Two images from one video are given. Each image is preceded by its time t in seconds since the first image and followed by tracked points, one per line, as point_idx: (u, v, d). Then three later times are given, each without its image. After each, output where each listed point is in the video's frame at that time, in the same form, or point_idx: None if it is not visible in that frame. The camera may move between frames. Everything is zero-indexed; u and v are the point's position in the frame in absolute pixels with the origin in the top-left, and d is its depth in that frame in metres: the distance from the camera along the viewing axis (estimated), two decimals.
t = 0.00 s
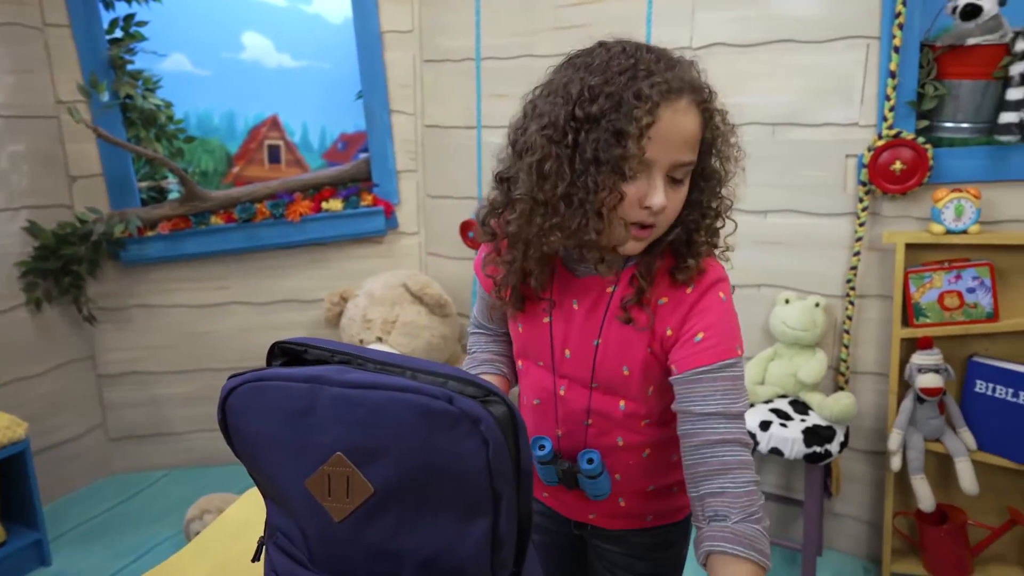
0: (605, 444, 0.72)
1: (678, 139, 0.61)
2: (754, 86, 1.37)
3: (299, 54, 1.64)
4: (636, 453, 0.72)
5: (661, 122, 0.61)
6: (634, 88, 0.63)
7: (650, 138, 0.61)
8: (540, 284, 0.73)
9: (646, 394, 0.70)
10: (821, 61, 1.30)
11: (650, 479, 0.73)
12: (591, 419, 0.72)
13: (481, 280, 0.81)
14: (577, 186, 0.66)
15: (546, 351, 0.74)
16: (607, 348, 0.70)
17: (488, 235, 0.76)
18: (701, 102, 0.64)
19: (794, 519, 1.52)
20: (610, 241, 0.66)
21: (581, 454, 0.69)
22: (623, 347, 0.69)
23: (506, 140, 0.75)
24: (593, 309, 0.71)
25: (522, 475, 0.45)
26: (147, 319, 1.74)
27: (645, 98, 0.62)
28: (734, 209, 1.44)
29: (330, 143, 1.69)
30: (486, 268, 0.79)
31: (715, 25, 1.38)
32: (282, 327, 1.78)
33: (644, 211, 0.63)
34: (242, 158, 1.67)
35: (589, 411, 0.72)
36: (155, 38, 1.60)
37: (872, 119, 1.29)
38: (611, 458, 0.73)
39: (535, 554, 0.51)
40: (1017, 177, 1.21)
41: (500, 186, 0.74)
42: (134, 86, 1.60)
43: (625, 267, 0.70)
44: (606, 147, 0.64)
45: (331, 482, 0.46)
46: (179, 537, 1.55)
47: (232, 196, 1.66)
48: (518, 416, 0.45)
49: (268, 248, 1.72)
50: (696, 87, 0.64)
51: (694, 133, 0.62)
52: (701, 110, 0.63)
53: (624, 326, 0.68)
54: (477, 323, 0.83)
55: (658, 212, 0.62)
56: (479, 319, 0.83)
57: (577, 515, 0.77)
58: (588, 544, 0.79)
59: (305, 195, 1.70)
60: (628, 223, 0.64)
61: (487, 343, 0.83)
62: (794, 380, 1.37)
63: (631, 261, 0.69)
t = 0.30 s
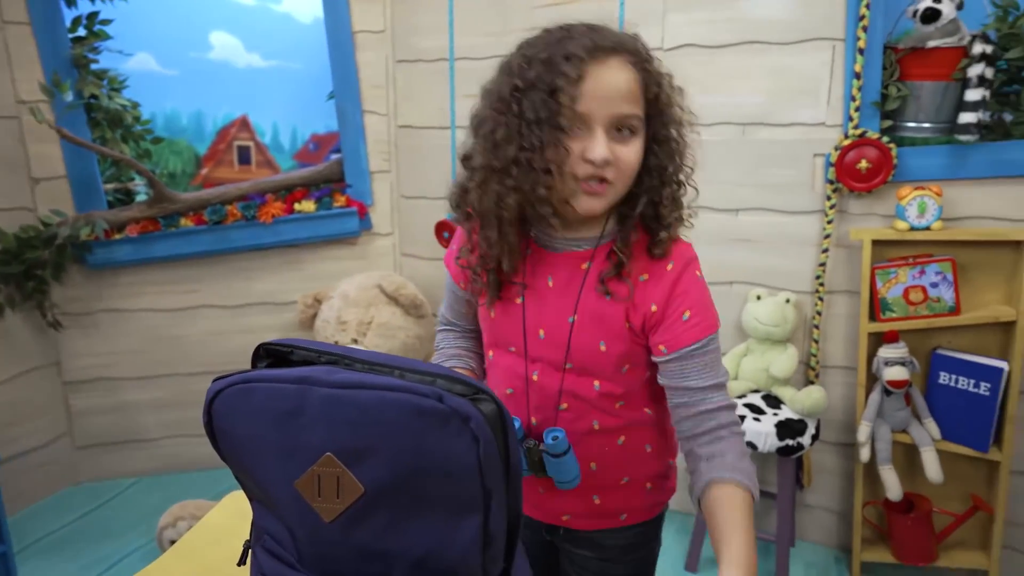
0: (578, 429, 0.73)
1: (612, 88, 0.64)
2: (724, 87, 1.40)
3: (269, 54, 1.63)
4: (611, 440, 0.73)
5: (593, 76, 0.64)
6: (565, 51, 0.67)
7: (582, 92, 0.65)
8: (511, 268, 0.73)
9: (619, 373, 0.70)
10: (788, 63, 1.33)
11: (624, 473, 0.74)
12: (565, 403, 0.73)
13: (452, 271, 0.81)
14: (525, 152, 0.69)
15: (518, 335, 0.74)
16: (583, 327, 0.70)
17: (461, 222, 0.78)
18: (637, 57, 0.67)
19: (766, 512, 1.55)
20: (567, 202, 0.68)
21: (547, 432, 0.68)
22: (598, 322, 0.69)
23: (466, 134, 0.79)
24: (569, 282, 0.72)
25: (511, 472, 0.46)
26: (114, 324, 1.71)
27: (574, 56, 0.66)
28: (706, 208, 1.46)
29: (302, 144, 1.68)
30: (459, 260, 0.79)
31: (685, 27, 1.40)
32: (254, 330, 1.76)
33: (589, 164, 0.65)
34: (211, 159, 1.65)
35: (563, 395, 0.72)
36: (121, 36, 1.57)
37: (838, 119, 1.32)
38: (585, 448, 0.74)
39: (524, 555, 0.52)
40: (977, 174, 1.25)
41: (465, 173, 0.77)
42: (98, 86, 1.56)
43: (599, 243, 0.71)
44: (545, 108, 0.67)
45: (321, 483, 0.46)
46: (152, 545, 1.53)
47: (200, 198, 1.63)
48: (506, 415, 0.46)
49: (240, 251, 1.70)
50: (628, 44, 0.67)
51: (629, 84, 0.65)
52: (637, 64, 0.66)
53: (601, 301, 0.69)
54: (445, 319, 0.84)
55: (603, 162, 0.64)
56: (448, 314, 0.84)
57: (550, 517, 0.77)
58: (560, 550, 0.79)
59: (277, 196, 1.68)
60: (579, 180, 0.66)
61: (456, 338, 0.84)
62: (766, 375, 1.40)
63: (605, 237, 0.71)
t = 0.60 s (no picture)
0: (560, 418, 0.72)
1: (537, 63, 0.71)
2: (696, 87, 1.42)
3: (239, 55, 1.60)
4: (588, 432, 0.73)
5: (520, 56, 0.71)
6: (494, 40, 0.74)
7: (508, 70, 0.71)
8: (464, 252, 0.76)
9: (598, 353, 0.72)
10: (760, 64, 1.36)
11: (598, 467, 0.74)
12: (546, 390, 0.72)
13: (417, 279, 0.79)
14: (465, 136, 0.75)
15: (495, 321, 0.73)
16: (563, 303, 0.72)
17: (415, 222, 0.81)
18: (565, 37, 0.73)
19: (743, 507, 1.57)
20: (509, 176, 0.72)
21: (538, 413, 0.68)
22: (578, 295, 0.71)
23: (417, 141, 0.85)
24: (548, 260, 0.73)
25: (504, 469, 0.47)
26: (83, 329, 1.67)
27: (501, 41, 0.73)
28: (681, 208, 1.48)
29: (274, 145, 1.66)
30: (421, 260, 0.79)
31: (659, 28, 1.42)
32: (228, 334, 1.74)
33: (524, 133, 0.70)
34: (181, 161, 1.62)
35: (546, 380, 0.72)
36: (86, 35, 1.53)
37: (809, 120, 1.35)
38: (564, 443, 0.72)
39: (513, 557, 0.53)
40: (941, 173, 1.29)
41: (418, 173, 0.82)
42: (63, 86, 1.52)
43: (573, 222, 0.74)
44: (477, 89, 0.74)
45: (313, 487, 0.46)
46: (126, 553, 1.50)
47: (170, 201, 1.60)
48: (497, 413, 0.47)
49: (212, 253, 1.67)
50: (554, 28, 0.74)
51: (556, 58, 0.71)
52: (566, 42, 0.73)
53: (584, 275, 0.72)
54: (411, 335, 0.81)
55: (537, 129, 0.69)
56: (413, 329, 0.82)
57: (523, 522, 0.75)
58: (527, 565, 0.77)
59: (250, 198, 1.66)
60: (519, 152, 0.71)
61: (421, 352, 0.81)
62: (741, 372, 1.42)
63: (577, 218, 0.75)
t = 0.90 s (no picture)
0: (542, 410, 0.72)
1: (500, 60, 0.69)
2: (672, 87, 1.44)
3: (212, 54, 1.56)
4: (567, 420, 0.73)
5: (487, 53, 0.70)
6: (465, 35, 0.73)
7: (475, 66, 0.71)
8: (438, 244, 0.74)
9: (574, 343, 0.73)
10: (734, 64, 1.38)
11: (580, 454, 0.74)
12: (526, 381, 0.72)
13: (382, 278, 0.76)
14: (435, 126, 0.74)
15: (471, 319, 0.73)
16: (540, 298, 0.72)
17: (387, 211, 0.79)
18: (536, 39, 0.72)
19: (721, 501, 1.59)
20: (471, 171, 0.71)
21: (527, 410, 0.69)
22: (553, 290, 0.72)
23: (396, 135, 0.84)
24: (521, 256, 0.73)
25: (494, 462, 0.48)
26: (53, 333, 1.63)
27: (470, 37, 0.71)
28: (657, 206, 1.50)
29: (248, 145, 1.63)
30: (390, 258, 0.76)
31: (635, 28, 1.43)
32: (204, 336, 1.72)
33: (483, 128, 0.69)
34: (153, 161, 1.57)
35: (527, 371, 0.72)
36: (54, 31, 1.45)
37: (782, 119, 1.37)
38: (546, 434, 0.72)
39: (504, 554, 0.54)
40: (910, 171, 1.32)
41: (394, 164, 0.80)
42: (30, 84, 1.43)
43: (541, 220, 0.74)
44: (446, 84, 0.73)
45: (305, 483, 0.48)
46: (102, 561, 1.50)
47: (143, 202, 1.57)
48: (488, 408, 0.48)
49: (186, 255, 1.65)
50: (527, 29, 0.73)
51: (524, 57, 0.70)
52: (535, 43, 0.71)
53: (557, 271, 0.72)
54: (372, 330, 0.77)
55: (495, 124, 0.68)
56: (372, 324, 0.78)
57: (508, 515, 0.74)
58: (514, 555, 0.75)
59: (225, 198, 1.63)
60: (479, 148, 0.70)
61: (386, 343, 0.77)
62: (718, 367, 1.44)
63: (546, 214, 0.75)
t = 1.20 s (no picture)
0: (532, 407, 0.69)
1: (499, 66, 0.67)
2: (658, 88, 1.45)
3: (193, 54, 1.54)
4: (554, 414, 0.71)
5: (485, 58, 0.67)
6: (461, 39, 0.70)
7: (471, 70, 0.68)
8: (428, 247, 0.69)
9: (563, 346, 0.72)
10: (719, 65, 1.39)
11: (567, 446, 0.71)
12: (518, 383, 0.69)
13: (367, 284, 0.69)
14: (426, 131, 0.70)
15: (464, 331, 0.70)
16: (533, 307, 0.70)
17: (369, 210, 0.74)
18: (532, 45, 0.70)
19: (707, 498, 1.61)
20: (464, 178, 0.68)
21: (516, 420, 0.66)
22: (545, 300, 0.70)
23: (378, 135, 0.80)
24: (513, 268, 0.70)
25: (497, 463, 0.48)
26: (34, 337, 1.60)
27: (466, 41, 0.69)
28: (644, 206, 1.51)
29: (231, 145, 1.61)
30: (377, 261, 0.69)
31: (622, 29, 1.44)
32: (189, 339, 1.70)
33: (479, 136, 0.66)
34: (134, 163, 1.55)
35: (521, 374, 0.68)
36: (32, 31, 1.43)
37: (766, 120, 1.39)
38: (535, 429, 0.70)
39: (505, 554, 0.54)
40: (892, 172, 1.34)
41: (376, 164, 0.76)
42: (7, 83, 1.42)
43: (530, 227, 0.73)
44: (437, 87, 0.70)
45: (308, 485, 0.47)
46: (84, 568, 1.48)
47: (125, 203, 1.55)
48: (490, 409, 0.48)
49: (170, 257, 1.63)
50: (524, 35, 0.71)
51: (521, 64, 0.68)
52: (532, 50, 0.69)
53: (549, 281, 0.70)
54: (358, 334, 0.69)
55: (494, 132, 0.65)
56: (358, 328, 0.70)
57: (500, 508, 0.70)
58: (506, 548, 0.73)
59: (209, 200, 1.62)
60: (474, 156, 0.67)
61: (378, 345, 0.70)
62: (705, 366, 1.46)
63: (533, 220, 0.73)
